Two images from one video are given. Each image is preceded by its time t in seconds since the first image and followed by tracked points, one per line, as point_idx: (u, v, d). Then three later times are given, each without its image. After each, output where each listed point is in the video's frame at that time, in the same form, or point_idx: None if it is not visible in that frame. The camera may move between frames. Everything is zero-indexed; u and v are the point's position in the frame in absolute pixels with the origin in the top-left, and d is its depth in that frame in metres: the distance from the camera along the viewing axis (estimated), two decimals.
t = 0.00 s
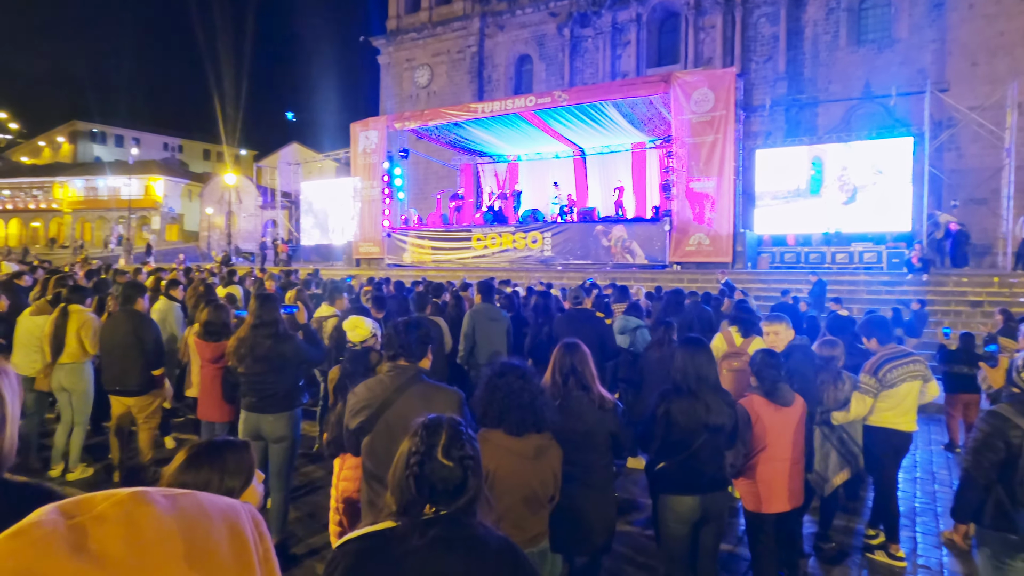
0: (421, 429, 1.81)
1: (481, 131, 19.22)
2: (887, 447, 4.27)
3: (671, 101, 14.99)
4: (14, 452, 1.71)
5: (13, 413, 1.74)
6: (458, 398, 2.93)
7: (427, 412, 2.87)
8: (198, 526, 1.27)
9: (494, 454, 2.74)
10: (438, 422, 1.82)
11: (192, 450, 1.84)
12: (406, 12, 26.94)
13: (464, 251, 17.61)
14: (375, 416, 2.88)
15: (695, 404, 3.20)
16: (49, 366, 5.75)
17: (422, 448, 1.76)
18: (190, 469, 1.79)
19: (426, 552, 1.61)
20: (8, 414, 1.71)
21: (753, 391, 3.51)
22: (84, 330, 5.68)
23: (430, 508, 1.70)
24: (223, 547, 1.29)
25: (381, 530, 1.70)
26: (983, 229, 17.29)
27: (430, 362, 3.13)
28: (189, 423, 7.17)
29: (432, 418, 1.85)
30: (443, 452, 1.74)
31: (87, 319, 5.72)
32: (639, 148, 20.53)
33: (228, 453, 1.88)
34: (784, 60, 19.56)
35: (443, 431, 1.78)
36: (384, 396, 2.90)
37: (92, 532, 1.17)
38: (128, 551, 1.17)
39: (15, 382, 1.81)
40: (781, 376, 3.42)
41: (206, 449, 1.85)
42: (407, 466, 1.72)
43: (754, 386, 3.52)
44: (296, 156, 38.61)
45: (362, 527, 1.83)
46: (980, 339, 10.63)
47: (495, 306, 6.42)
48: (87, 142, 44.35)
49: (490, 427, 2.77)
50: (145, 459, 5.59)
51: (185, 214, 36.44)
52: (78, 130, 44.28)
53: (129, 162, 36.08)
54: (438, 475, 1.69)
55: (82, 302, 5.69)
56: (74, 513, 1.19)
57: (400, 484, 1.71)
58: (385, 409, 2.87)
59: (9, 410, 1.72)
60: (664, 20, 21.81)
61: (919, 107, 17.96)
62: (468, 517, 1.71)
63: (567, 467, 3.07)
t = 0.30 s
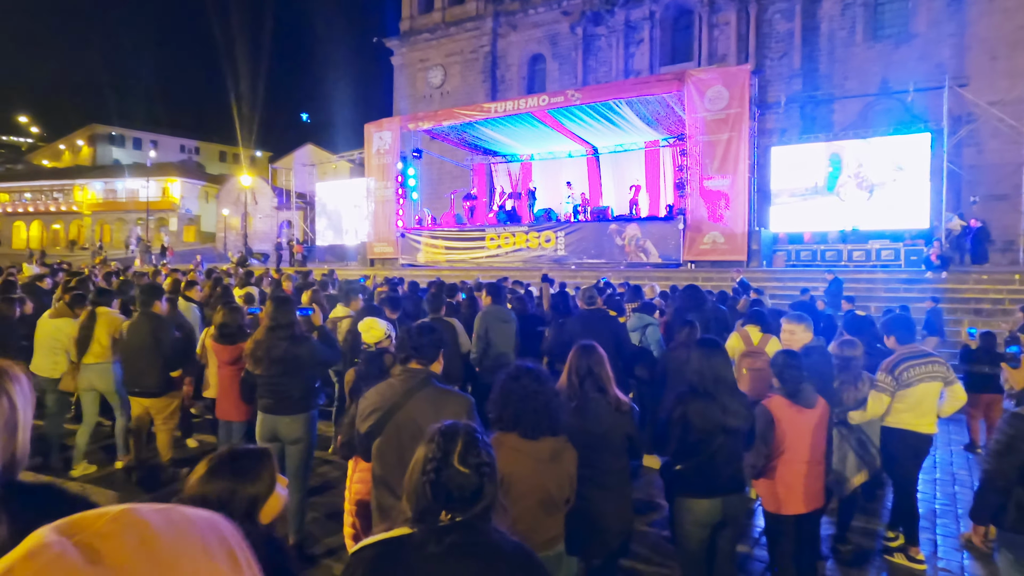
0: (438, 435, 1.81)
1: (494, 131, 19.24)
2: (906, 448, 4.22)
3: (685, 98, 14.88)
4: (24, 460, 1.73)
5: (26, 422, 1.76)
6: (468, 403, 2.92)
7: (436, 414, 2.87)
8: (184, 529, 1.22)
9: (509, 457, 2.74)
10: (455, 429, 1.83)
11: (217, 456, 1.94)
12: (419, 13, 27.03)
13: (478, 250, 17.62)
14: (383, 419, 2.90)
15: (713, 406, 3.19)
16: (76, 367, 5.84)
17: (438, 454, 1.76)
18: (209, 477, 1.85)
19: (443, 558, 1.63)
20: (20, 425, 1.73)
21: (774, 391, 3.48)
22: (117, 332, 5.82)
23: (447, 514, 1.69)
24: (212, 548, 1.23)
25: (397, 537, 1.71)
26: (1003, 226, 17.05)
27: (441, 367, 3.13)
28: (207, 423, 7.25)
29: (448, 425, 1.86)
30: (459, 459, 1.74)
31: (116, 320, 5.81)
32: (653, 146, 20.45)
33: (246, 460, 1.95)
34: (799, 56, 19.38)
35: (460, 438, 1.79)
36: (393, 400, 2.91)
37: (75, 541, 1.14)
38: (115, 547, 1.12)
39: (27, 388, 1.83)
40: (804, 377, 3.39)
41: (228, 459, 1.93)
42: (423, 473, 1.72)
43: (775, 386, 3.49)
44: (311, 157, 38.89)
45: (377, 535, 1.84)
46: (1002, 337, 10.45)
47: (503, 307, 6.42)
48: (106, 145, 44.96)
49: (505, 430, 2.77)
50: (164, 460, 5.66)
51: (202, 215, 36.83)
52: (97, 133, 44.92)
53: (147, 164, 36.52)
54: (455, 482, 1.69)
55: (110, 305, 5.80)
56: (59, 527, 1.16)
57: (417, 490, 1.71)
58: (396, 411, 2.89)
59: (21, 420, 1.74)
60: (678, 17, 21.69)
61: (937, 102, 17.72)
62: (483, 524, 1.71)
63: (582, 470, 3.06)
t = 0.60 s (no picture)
0: (453, 440, 1.83)
1: (518, 131, 19.25)
2: (941, 453, 4.12)
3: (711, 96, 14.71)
4: (25, 461, 1.89)
5: (26, 426, 1.93)
6: (484, 407, 2.93)
7: (455, 417, 2.88)
8: (146, 523, 1.28)
9: (533, 461, 2.72)
10: (471, 434, 1.84)
11: (252, 460, 2.00)
12: (444, 14, 27.15)
13: (502, 251, 17.64)
14: (400, 420, 2.91)
15: (739, 410, 3.15)
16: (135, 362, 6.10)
17: (454, 459, 1.77)
18: (250, 481, 1.92)
19: (457, 562, 1.62)
20: (20, 428, 1.90)
21: (813, 395, 3.42)
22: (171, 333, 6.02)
23: (462, 519, 1.70)
24: (173, 540, 1.30)
25: (413, 541, 1.72)
26: None
27: (458, 369, 3.13)
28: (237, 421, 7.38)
29: (464, 429, 1.87)
30: (475, 463, 1.76)
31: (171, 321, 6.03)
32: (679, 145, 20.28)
33: (283, 467, 1.99)
34: (829, 52, 19.04)
35: (476, 444, 1.81)
36: (410, 401, 2.93)
37: (46, 540, 1.19)
38: (82, 541, 1.19)
39: (28, 396, 2.03)
40: (847, 382, 3.34)
41: (263, 463, 1.98)
42: (440, 477, 1.74)
43: (815, 389, 3.42)
44: (337, 158, 39.33)
45: (392, 538, 1.86)
46: None
47: (520, 306, 6.46)
48: (139, 148, 46.00)
49: (528, 433, 2.77)
50: (194, 458, 5.78)
51: (232, 217, 37.47)
52: (131, 137, 45.97)
53: (179, 167, 37.25)
54: (471, 488, 1.71)
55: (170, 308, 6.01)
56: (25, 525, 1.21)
57: (433, 496, 1.72)
58: (413, 410, 2.90)
59: (20, 423, 1.92)
60: (704, 14, 21.47)
61: (973, 97, 17.23)
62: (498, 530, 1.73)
63: (606, 473, 3.04)
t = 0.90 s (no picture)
0: (483, 448, 1.83)
1: (555, 134, 19.21)
2: (1000, 466, 3.94)
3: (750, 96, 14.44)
4: (47, 466, 1.91)
5: (48, 433, 1.96)
6: (513, 413, 2.90)
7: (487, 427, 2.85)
8: (156, 527, 1.38)
9: (569, 468, 2.69)
10: (500, 443, 1.84)
11: (295, 469, 2.06)
12: (479, 19, 27.29)
13: (539, 254, 17.66)
14: (430, 424, 2.93)
15: (780, 418, 3.06)
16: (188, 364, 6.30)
17: (484, 468, 1.77)
18: (302, 494, 1.95)
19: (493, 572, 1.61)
20: (42, 435, 1.94)
21: (866, 400, 3.32)
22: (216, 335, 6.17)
23: (494, 528, 1.69)
24: (183, 540, 1.39)
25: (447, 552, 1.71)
26: None
27: (487, 375, 3.16)
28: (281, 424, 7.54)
29: (494, 438, 1.87)
30: (505, 471, 1.75)
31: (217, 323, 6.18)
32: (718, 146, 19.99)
33: (319, 477, 2.03)
34: (874, 48, 18.50)
35: (505, 453, 1.80)
36: (441, 406, 2.93)
37: (72, 537, 1.29)
38: (103, 538, 1.29)
39: (52, 406, 2.06)
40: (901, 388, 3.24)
41: (309, 473, 2.03)
42: (470, 485, 1.74)
43: (866, 395, 3.33)
44: (375, 164, 39.92)
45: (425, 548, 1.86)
46: None
47: (559, 310, 6.45)
48: (186, 157, 47.44)
49: (565, 440, 2.75)
50: (236, 460, 5.90)
51: (275, 223, 38.35)
52: (178, 146, 47.43)
53: (224, 175, 38.27)
54: (501, 496, 1.69)
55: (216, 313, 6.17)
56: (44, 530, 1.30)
57: (463, 505, 1.72)
58: (445, 415, 2.91)
59: (42, 429, 1.95)
60: (743, 13, 21.11)
61: None
62: (529, 539, 1.71)
63: (645, 481, 2.99)
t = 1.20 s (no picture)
0: (527, 460, 1.84)
1: (595, 141, 19.12)
2: None
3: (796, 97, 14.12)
4: (100, 469, 2.05)
5: (100, 438, 2.08)
6: (555, 424, 2.87)
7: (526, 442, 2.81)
8: (215, 535, 1.40)
9: (616, 479, 2.66)
10: (543, 454, 1.86)
11: (338, 485, 2.08)
12: (519, 28, 27.41)
13: (580, 261, 17.55)
14: (470, 437, 2.94)
15: (830, 429, 2.97)
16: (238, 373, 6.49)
17: (527, 480, 1.78)
18: (356, 513, 1.98)
19: None
20: (94, 441, 2.05)
21: (922, 412, 3.19)
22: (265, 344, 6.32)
23: (537, 541, 1.68)
24: (242, 548, 1.41)
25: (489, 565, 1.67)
26: None
27: (527, 384, 3.15)
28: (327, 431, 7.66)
29: (536, 450, 1.89)
30: (549, 484, 1.76)
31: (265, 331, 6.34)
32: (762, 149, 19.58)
33: (365, 496, 2.04)
34: (927, 44, 17.86)
35: (548, 464, 1.81)
36: (482, 415, 2.94)
37: (133, 544, 1.32)
38: (166, 548, 1.32)
39: (104, 410, 2.16)
40: (960, 399, 3.11)
41: (355, 491, 2.05)
42: (514, 498, 1.74)
43: (923, 407, 3.20)
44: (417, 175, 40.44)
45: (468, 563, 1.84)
46: None
47: (600, 318, 6.50)
48: (236, 171, 48.91)
49: (610, 452, 2.71)
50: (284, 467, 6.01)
51: (320, 233, 39.17)
52: (229, 160, 48.95)
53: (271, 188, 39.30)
54: (545, 506, 1.69)
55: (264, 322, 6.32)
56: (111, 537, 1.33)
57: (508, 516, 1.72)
58: (485, 425, 2.91)
59: (94, 435, 2.06)
60: (788, 13, 20.68)
61: None
62: (575, 552, 1.70)
63: (693, 493, 2.92)
